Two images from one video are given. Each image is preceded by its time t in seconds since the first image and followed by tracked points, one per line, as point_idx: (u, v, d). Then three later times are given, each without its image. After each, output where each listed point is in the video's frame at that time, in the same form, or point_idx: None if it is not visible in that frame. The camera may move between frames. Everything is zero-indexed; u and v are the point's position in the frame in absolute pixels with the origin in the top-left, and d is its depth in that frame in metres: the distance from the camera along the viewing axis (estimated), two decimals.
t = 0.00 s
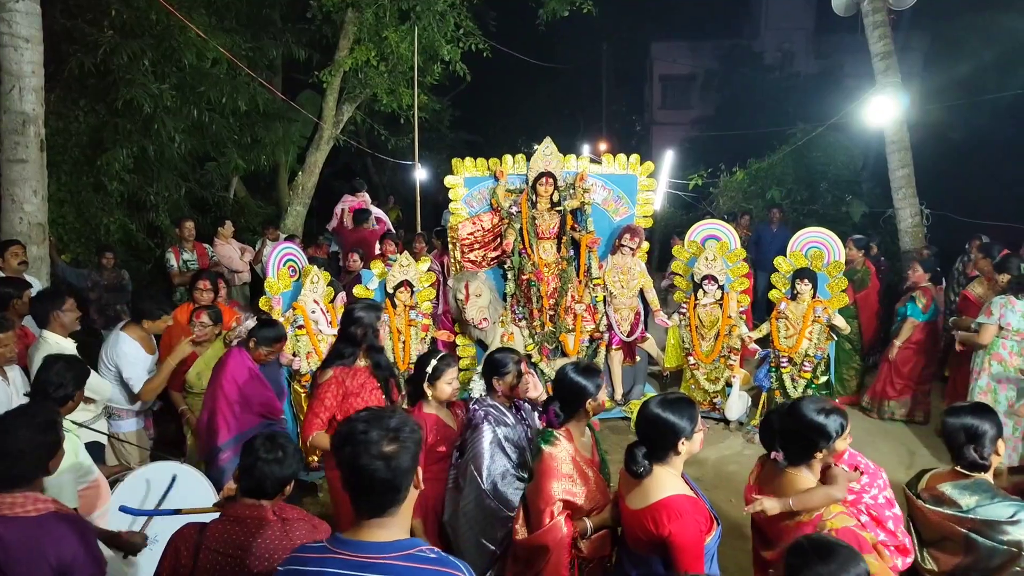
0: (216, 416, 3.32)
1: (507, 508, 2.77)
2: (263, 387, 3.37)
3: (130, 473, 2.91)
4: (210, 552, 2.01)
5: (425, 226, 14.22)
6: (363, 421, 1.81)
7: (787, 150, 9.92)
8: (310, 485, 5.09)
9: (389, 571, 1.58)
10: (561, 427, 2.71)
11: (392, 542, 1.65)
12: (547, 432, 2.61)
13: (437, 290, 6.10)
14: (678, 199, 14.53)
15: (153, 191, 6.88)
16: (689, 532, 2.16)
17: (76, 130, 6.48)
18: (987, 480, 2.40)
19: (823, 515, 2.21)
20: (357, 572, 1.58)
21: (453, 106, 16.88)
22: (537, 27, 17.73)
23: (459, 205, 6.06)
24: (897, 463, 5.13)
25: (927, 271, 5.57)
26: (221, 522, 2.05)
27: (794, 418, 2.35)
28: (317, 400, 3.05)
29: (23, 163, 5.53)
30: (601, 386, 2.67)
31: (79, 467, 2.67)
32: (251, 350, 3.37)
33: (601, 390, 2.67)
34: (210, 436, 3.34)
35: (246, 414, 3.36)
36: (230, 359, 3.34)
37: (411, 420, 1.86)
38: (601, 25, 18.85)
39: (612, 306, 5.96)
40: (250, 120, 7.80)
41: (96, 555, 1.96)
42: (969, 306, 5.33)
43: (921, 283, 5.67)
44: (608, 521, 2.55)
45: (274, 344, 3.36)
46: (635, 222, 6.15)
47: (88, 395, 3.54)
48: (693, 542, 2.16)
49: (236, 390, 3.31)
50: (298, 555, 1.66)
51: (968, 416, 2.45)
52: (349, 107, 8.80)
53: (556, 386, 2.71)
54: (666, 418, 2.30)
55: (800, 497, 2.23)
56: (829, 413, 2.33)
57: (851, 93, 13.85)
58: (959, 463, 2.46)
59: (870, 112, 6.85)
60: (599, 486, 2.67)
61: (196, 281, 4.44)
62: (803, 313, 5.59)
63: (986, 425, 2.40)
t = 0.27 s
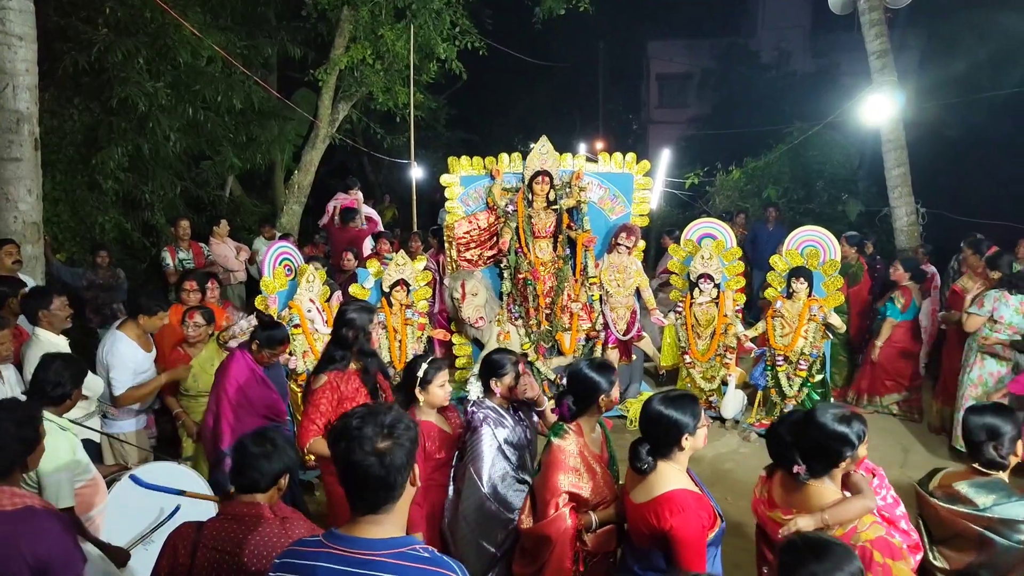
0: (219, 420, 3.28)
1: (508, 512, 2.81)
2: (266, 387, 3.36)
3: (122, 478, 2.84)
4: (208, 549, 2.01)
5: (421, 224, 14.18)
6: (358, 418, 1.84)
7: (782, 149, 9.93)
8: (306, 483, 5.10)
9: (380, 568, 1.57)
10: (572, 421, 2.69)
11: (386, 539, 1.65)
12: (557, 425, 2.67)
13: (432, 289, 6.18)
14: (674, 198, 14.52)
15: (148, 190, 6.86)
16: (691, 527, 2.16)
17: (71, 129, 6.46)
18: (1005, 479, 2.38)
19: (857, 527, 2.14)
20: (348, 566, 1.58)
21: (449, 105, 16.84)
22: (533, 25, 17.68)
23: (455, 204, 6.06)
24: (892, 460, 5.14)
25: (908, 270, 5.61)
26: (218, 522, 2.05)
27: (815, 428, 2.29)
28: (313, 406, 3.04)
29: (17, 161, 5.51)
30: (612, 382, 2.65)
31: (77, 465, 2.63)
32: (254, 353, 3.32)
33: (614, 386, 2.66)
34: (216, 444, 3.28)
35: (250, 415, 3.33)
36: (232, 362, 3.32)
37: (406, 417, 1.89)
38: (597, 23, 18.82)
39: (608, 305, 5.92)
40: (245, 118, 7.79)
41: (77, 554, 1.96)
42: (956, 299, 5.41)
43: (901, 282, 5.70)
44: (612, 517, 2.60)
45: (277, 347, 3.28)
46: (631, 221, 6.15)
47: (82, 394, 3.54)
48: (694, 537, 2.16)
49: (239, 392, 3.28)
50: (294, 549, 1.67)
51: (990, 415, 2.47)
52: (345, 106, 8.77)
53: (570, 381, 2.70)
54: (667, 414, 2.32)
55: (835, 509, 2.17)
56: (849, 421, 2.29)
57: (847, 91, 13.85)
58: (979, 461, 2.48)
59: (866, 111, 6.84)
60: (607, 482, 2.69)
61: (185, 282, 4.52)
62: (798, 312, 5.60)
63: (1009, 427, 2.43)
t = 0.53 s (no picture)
0: (223, 425, 3.26)
1: (506, 516, 2.75)
2: (267, 391, 3.31)
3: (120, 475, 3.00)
4: (205, 547, 1.98)
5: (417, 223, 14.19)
6: (369, 416, 1.81)
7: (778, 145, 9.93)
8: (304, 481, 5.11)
9: (394, 571, 1.57)
10: (580, 417, 2.70)
11: (400, 541, 1.64)
12: (564, 422, 2.65)
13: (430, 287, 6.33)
14: (670, 195, 14.54)
15: (145, 189, 6.87)
16: (700, 514, 2.18)
17: (67, 128, 6.49)
18: None
19: (881, 533, 2.19)
20: (360, 568, 1.58)
21: (445, 103, 16.84)
22: (529, 24, 17.66)
23: (451, 202, 6.05)
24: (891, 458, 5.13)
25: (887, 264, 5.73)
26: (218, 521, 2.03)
27: (837, 433, 2.25)
28: (318, 408, 3.02)
29: (14, 161, 5.51)
30: (617, 379, 2.67)
31: (76, 463, 2.72)
32: (254, 358, 3.29)
33: (619, 383, 2.67)
34: (219, 449, 3.31)
35: (254, 419, 3.29)
36: (232, 366, 3.28)
37: (419, 417, 1.85)
38: (593, 21, 18.82)
39: (604, 303, 5.93)
40: (241, 117, 7.80)
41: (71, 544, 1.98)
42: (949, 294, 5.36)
43: (882, 277, 5.78)
44: (620, 512, 2.60)
45: (276, 352, 3.27)
46: (627, 219, 6.15)
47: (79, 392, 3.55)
48: (703, 527, 2.18)
49: (242, 397, 3.25)
50: (305, 549, 1.66)
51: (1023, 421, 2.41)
52: (341, 104, 8.78)
53: (576, 378, 2.72)
54: (676, 405, 2.34)
55: (861, 515, 2.17)
56: (871, 424, 2.26)
57: (843, 88, 13.87)
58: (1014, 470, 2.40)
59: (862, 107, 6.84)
60: (613, 478, 2.68)
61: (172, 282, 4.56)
62: (794, 309, 5.60)
63: None
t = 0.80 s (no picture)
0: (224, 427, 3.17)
1: (504, 521, 2.68)
2: (269, 392, 3.21)
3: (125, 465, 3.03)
4: (201, 544, 1.97)
5: (414, 220, 14.18)
6: (393, 418, 1.81)
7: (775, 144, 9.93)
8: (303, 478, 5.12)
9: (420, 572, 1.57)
10: (581, 418, 2.68)
11: (426, 542, 1.63)
12: (566, 425, 2.65)
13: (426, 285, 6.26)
14: (667, 194, 14.55)
15: (142, 186, 6.87)
16: (713, 503, 2.20)
17: (64, 125, 6.47)
18: None
19: (893, 538, 2.25)
20: (384, 569, 1.57)
21: (442, 101, 16.83)
22: (527, 22, 17.64)
23: (448, 200, 6.04)
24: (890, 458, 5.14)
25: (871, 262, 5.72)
26: (212, 518, 2.02)
27: (852, 434, 2.26)
28: (335, 400, 2.99)
29: (11, 157, 5.50)
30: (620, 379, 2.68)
31: (75, 460, 2.79)
32: (257, 358, 3.20)
33: (621, 385, 2.68)
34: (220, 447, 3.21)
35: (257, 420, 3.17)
36: (234, 367, 3.18)
37: (443, 422, 1.81)
38: (590, 20, 18.81)
39: (601, 301, 5.95)
40: (239, 114, 7.79)
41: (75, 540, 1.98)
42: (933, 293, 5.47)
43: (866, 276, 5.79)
44: (626, 513, 2.62)
45: (280, 352, 3.19)
46: (624, 217, 6.16)
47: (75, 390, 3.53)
48: (717, 515, 2.19)
49: (245, 397, 3.15)
50: (326, 548, 1.66)
51: None
52: (338, 102, 8.78)
53: (577, 381, 2.70)
54: (691, 396, 2.36)
55: (873, 519, 2.20)
56: (887, 425, 2.28)
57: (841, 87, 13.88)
58: None
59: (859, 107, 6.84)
60: (619, 479, 2.71)
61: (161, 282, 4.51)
62: (791, 308, 5.59)
63: None
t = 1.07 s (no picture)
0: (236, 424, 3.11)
1: (500, 527, 2.71)
2: (280, 394, 3.17)
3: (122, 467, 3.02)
4: (198, 545, 1.97)
5: (412, 219, 14.19)
6: (418, 423, 1.81)
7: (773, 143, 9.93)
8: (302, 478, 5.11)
9: None
10: (582, 427, 2.56)
11: (445, 547, 1.66)
12: (567, 436, 2.51)
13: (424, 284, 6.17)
14: (665, 192, 14.56)
15: (139, 185, 6.85)
16: (721, 493, 2.19)
17: (61, 124, 6.47)
18: None
19: (893, 528, 2.16)
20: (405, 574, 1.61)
21: (439, 100, 16.83)
22: (524, 21, 17.62)
23: (446, 199, 6.04)
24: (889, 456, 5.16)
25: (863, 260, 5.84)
26: (207, 518, 2.01)
27: (854, 426, 2.28)
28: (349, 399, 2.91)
29: (8, 157, 5.50)
30: (619, 387, 2.60)
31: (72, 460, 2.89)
32: (272, 357, 3.16)
33: (620, 392, 2.60)
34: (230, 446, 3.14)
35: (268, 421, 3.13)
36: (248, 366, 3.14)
37: (467, 426, 1.84)
38: (588, 19, 18.79)
39: (599, 300, 5.95)
40: (236, 113, 7.79)
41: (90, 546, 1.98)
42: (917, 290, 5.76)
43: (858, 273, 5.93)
44: (637, 519, 2.52)
45: (294, 352, 3.16)
46: (622, 216, 6.16)
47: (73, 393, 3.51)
48: (724, 504, 2.19)
49: (257, 397, 3.10)
50: (346, 552, 1.71)
51: None
52: (336, 101, 8.77)
53: (576, 389, 2.63)
54: (708, 392, 2.34)
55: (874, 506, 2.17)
56: (890, 419, 2.27)
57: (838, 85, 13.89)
58: None
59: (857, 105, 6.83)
60: (627, 484, 2.58)
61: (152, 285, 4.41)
62: (789, 306, 5.59)
63: None
